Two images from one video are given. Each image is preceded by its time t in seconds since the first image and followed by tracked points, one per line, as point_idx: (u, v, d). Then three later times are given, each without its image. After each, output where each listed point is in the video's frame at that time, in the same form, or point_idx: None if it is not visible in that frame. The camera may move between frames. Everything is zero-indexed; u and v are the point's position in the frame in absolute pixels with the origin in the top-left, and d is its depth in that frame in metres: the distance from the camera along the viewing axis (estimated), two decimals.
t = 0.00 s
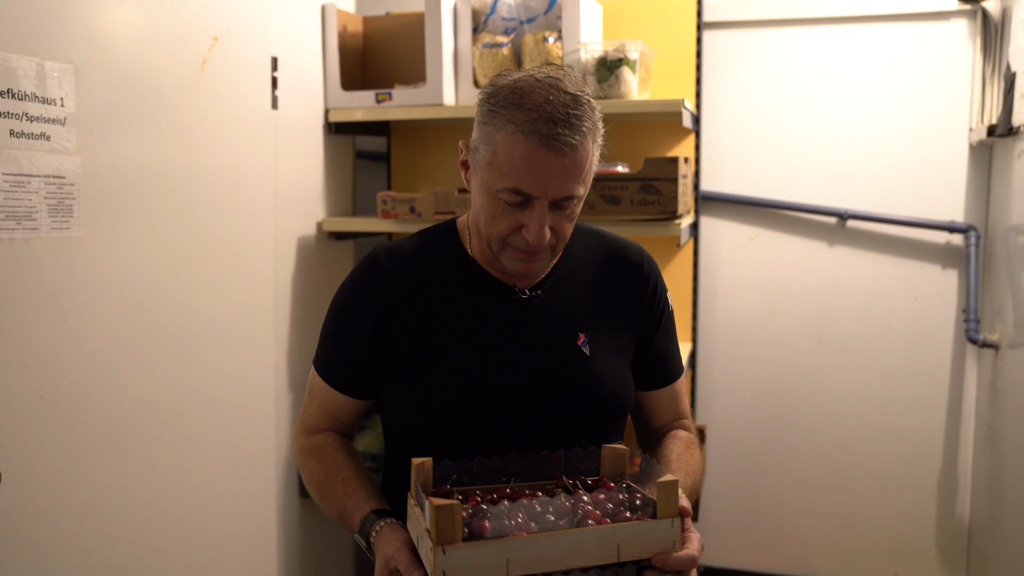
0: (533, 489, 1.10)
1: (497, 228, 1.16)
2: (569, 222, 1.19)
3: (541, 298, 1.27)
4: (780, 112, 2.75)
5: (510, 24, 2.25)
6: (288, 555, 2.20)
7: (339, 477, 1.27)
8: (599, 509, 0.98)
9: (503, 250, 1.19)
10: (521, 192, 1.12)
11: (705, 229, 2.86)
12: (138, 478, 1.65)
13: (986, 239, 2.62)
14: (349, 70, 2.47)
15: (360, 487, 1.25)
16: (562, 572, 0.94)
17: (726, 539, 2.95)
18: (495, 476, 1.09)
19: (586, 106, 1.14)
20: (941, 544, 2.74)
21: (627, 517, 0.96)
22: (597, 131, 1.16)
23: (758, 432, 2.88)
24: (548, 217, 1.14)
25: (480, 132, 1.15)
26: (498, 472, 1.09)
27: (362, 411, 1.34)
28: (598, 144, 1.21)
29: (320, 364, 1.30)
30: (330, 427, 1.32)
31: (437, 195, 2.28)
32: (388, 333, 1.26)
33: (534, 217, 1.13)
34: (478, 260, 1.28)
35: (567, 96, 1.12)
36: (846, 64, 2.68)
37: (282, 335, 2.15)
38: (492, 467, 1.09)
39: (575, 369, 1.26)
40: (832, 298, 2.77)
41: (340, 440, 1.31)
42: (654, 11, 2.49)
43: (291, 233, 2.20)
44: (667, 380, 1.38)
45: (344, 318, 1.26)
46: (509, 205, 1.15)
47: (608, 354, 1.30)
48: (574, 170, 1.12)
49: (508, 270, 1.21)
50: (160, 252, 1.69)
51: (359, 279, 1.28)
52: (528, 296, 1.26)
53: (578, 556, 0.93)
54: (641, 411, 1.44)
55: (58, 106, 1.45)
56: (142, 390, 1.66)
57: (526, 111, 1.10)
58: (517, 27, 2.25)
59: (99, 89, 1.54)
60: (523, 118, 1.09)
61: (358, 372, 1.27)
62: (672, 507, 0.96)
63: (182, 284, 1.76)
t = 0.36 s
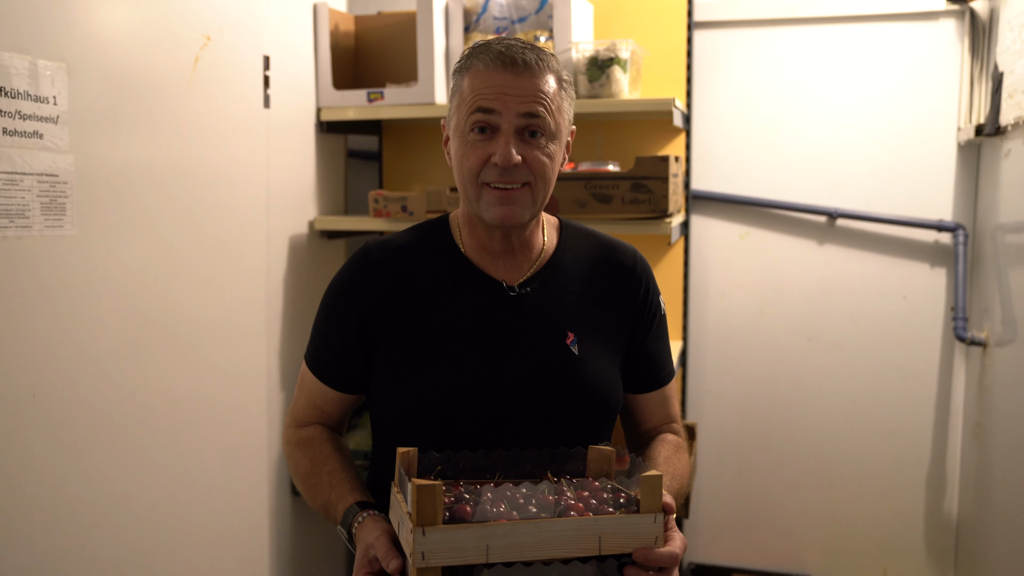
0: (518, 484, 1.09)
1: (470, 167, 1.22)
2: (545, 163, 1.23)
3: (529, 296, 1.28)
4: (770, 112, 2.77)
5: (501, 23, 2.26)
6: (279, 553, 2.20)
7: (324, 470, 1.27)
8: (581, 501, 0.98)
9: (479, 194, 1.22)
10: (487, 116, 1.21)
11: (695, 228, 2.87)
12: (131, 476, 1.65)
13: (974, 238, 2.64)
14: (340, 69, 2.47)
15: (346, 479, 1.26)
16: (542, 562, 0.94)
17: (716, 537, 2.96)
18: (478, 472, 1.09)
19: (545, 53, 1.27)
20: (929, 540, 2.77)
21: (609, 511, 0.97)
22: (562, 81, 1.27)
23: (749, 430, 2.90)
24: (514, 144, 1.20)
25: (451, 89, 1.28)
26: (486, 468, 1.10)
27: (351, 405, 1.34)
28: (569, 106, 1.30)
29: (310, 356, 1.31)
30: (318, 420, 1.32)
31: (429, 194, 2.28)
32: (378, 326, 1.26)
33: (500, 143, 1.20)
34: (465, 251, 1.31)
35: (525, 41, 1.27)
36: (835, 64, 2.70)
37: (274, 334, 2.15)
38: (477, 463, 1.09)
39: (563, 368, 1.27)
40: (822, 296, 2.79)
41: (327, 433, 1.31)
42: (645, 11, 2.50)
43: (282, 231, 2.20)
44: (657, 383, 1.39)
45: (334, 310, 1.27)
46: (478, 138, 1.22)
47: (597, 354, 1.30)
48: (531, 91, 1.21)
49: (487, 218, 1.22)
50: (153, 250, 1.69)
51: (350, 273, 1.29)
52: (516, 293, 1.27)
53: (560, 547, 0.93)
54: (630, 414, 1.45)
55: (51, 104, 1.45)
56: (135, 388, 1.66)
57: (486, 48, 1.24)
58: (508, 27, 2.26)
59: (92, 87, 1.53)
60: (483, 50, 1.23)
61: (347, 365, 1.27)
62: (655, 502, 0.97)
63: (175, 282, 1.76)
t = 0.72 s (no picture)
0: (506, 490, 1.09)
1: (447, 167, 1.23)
2: (522, 161, 1.23)
3: (513, 299, 1.28)
4: (761, 112, 2.78)
5: (494, 23, 2.26)
6: (273, 553, 2.20)
7: (307, 477, 1.27)
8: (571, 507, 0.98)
9: (457, 195, 1.22)
10: (463, 116, 1.22)
11: (688, 227, 2.88)
12: (125, 476, 1.65)
13: (964, 237, 2.66)
14: (334, 69, 2.47)
15: (329, 486, 1.25)
16: (533, 569, 0.94)
17: (709, 535, 2.98)
18: (464, 478, 1.09)
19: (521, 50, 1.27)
20: (921, 538, 2.79)
21: (599, 517, 0.97)
22: (538, 78, 1.28)
23: (741, 428, 2.91)
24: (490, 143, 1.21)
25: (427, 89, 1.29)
26: (471, 473, 1.10)
27: (333, 410, 1.33)
28: (546, 103, 1.31)
29: (291, 361, 1.30)
30: (299, 426, 1.32)
31: (423, 193, 2.29)
32: (361, 329, 1.27)
33: (476, 142, 1.21)
34: (446, 252, 1.31)
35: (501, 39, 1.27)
36: (826, 64, 2.72)
37: (268, 334, 2.15)
38: (463, 469, 1.09)
39: (547, 370, 1.27)
40: (814, 296, 2.80)
41: (308, 440, 1.31)
42: (637, 11, 2.51)
43: (276, 231, 2.20)
44: (640, 383, 1.40)
45: (315, 313, 1.26)
46: (455, 139, 1.23)
47: (582, 356, 1.31)
48: (506, 90, 1.21)
49: (466, 219, 1.22)
50: (147, 250, 1.69)
51: (331, 275, 1.28)
52: (499, 297, 1.27)
53: (550, 554, 0.93)
54: (614, 414, 1.46)
55: (44, 104, 1.44)
56: (128, 388, 1.65)
57: (460, 47, 1.25)
58: (501, 27, 2.26)
59: (85, 86, 1.53)
60: (457, 49, 1.24)
61: (329, 370, 1.27)
62: (645, 508, 0.97)
63: (169, 282, 1.75)
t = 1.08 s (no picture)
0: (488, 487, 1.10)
1: (430, 165, 1.22)
2: (505, 160, 1.23)
3: (495, 296, 1.29)
4: (754, 111, 2.79)
5: (490, 22, 2.26)
6: (269, 552, 2.20)
7: (279, 481, 1.25)
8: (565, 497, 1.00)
9: (440, 194, 1.22)
10: (447, 113, 1.21)
11: (683, 225, 2.89)
12: (121, 473, 1.65)
13: (958, 235, 2.67)
14: (330, 67, 2.47)
15: (304, 491, 1.23)
16: (532, 558, 0.95)
17: (704, 533, 2.99)
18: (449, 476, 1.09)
19: (506, 44, 1.26)
20: (915, 535, 2.80)
21: (594, 505, 0.99)
22: (522, 73, 1.27)
23: (736, 426, 2.92)
24: (474, 142, 1.21)
25: (409, 83, 1.27)
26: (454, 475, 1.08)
27: (306, 411, 1.32)
28: (531, 99, 1.30)
29: (261, 361, 1.27)
30: (270, 429, 1.29)
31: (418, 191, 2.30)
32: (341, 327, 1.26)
33: (460, 142, 1.20)
34: (427, 249, 1.30)
35: (485, 33, 1.26)
36: (819, 63, 2.73)
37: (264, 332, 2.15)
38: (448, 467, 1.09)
39: (531, 367, 1.28)
40: (809, 294, 2.81)
41: (279, 442, 1.28)
42: (632, 9, 2.52)
43: (271, 229, 2.20)
44: (620, 380, 1.42)
45: (293, 310, 1.24)
46: (438, 136, 1.22)
47: (564, 353, 1.32)
48: (494, 88, 1.21)
49: (448, 218, 1.22)
50: (143, 247, 1.69)
51: (309, 272, 1.26)
52: (483, 293, 1.28)
53: (550, 540, 0.94)
54: (593, 413, 1.47)
55: (40, 102, 1.44)
56: (125, 386, 1.66)
57: (445, 41, 1.23)
58: (497, 26, 2.26)
59: (81, 84, 1.53)
60: (442, 43, 1.23)
61: (306, 368, 1.25)
62: (641, 495, 0.99)
63: (165, 280, 1.76)
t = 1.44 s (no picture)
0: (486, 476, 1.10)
1: (453, 210, 1.18)
2: (526, 207, 1.20)
3: (494, 290, 1.30)
4: (752, 109, 2.80)
5: (490, 20, 2.28)
6: (268, 550, 2.21)
7: (275, 481, 1.24)
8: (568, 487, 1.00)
9: (457, 236, 1.19)
10: (482, 172, 1.13)
11: (681, 224, 2.89)
12: (121, 470, 1.65)
13: (956, 233, 2.68)
14: (329, 66, 2.47)
15: (301, 491, 1.23)
16: (536, 550, 0.95)
17: (702, 530, 3.00)
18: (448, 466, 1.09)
19: (550, 90, 1.17)
20: (912, 532, 2.81)
21: (598, 495, 0.99)
22: (558, 113, 1.19)
23: (734, 423, 2.93)
24: (505, 201, 1.16)
25: (444, 109, 1.16)
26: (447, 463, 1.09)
27: (303, 408, 1.30)
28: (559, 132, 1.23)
29: (257, 356, 1.26)
30: (266, 428, 1.27)
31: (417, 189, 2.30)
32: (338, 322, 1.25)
33: (491, 200, 1.15)
34: (429, 253, 1.29)
35: (533, 76, 1.15)
36: (817, 61, 2.73)
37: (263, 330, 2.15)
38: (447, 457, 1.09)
39: (528, 359, 1.29)
40: (807, 292, 2.82)
41: (276, 442, 1.27)
42: (630, 8, 2.52)
43: (270, 227, 2.20)
44: (615, 374, 1.43)
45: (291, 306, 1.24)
46: (466, 185, 1.16)
47: (559, 345, 1.34)
48: (533, 151, 1.14)
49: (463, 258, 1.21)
50: (143, 245, 1.69)
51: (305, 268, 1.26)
52: (481, 288, 1.29)
53: (553, 532, 0.94)
54: (592, 407, 1.47)
55: (41, 100, 1.45)
56: (126, 383, 1.66)
57: (494, 87, 1.12)
58: (496, 23, 2.28)
59: (81, 82, 1.54)
60: (487, 90, 1.11)
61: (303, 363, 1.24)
62: (645, 485, 1.00)
63: (165, 278, 1.76)
